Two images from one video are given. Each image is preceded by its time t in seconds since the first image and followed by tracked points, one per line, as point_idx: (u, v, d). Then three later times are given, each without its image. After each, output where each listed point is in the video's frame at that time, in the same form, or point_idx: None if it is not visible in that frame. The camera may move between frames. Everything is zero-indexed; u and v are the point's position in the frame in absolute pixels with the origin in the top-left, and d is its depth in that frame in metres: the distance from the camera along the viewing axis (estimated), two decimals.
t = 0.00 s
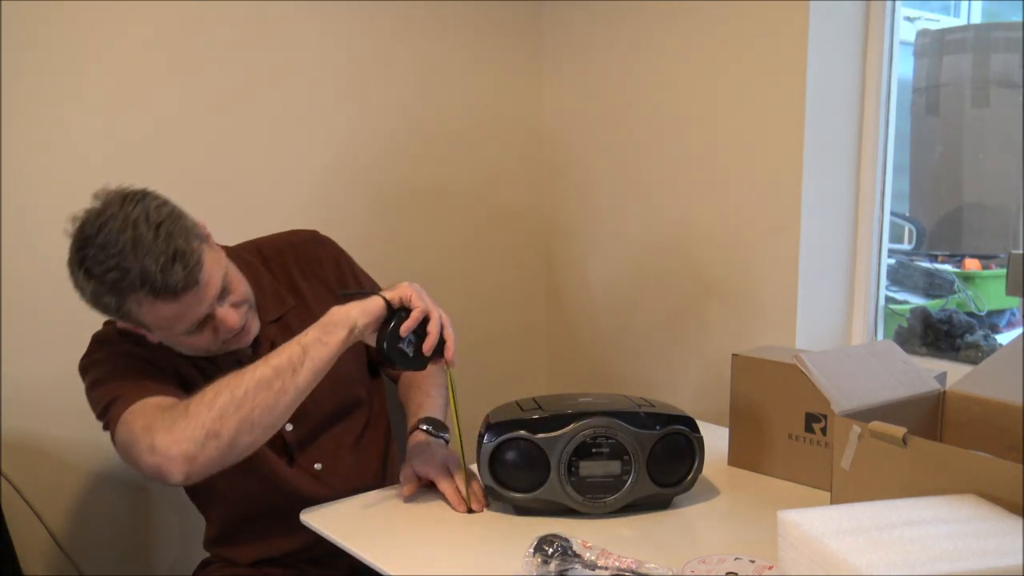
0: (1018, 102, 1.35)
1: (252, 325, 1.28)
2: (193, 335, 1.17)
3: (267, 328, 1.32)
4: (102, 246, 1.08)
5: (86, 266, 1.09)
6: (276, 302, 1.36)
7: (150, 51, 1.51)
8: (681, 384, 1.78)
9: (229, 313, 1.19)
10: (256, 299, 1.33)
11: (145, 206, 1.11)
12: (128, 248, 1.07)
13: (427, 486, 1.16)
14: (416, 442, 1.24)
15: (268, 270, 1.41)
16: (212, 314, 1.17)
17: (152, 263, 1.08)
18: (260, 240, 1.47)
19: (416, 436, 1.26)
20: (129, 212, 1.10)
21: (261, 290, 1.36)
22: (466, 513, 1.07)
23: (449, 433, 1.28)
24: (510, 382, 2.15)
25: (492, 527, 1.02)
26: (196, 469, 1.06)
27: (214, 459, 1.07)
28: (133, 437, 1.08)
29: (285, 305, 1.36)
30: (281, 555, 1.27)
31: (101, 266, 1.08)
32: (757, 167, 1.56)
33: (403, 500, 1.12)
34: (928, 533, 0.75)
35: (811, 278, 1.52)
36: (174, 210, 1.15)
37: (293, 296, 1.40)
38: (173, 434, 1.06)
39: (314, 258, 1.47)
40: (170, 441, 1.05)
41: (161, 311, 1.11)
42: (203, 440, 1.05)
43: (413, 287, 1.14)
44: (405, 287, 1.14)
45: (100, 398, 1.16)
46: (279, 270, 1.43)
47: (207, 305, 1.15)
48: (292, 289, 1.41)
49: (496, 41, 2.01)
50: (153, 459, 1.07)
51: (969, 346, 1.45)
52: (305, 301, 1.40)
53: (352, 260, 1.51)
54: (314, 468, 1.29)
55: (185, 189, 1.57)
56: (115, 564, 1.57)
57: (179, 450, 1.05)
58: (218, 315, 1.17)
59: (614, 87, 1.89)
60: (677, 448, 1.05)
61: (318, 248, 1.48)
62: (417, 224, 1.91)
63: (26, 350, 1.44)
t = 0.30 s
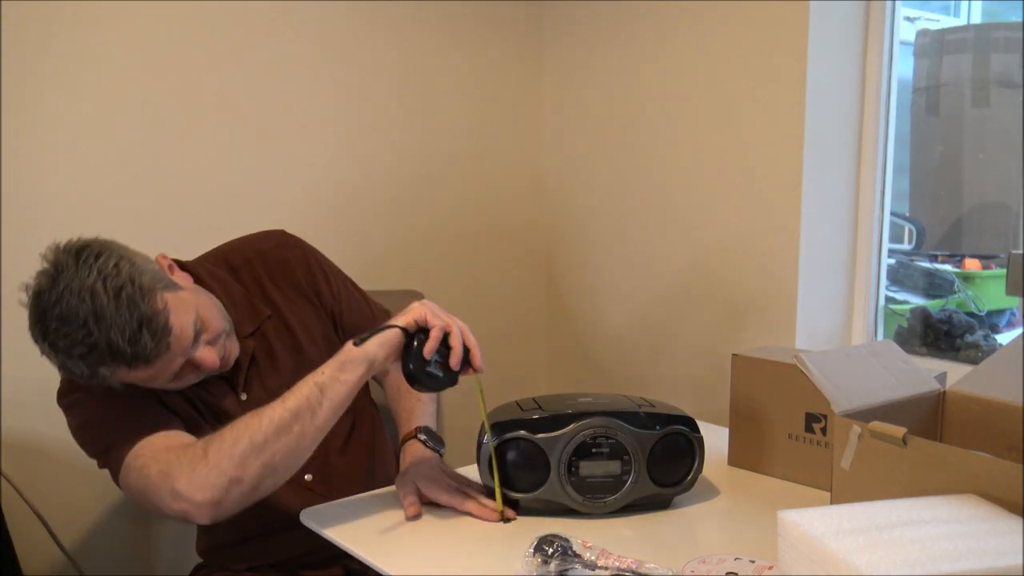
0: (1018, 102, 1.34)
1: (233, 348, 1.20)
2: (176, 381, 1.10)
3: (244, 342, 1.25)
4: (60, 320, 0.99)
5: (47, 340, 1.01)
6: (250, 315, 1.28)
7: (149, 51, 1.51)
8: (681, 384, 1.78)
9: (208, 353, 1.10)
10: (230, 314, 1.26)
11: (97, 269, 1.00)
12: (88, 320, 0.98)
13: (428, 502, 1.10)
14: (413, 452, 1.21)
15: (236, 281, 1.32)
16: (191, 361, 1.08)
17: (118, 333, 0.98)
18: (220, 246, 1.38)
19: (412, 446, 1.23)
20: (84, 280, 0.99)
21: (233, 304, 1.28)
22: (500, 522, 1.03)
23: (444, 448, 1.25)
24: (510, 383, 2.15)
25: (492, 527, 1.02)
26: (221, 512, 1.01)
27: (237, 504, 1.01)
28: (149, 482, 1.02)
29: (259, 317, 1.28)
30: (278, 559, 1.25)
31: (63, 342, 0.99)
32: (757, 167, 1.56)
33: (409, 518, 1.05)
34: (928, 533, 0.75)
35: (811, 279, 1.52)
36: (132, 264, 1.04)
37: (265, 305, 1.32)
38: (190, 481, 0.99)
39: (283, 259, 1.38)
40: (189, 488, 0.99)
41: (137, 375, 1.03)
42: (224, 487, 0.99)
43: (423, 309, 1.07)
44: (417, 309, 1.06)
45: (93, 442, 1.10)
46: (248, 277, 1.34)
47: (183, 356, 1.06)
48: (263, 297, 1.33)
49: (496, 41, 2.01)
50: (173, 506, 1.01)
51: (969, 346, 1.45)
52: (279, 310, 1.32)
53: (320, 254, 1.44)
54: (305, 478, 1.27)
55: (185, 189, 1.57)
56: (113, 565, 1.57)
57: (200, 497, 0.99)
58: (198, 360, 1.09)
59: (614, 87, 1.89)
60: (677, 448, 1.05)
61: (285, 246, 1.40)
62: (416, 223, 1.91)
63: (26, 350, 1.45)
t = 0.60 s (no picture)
0: (1018, 102, 1.32)
1: (228, 365, 1.19)
2: (174, 409, 1.09)
3: (240, 353, 1.24)
4: (49, 371, 0.98)
5: (35, 388, 1.00)
6: (242, 326, 1.27)
7: (149, 50, 1.51)
8: (680, 383, 1.78)
9: (202, 383, 1.09)
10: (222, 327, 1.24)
11: (79, 321, 0.97)
12: (78, 374, 0.97)
13: (428, 503, 1.10)
14: (412, 453, 1.21)
15: (226, 291, 1.29)
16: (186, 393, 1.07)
17: (109, 385, 0.97)
18: (205, 254, 1.34)
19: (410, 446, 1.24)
20: (70, 331, 0.97)
21: (224, 316, 1.26)
22: (504, 521, 1.04)
23: (441, 449, 1.25)
24: (509, 382, 2.15)
25: (492, 527, 1.02)
26: (250, 533, 1.02)
27: (264, 526, 1.02)
28: (172, 508, 1.01)
29: (253, 326, 1.27)
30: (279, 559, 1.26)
31: (53, 392, 0.98)
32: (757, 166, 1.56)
33: (410, 520, 1.04)
34: (928, 533, 0.75)
35: (812, 279, 1.52)
36: (118, 306, 1.00)
37: (257, 313, 1.29)
38: (220, 507, 0.99)
39: (271, 263, 1.35)
40: (218, 514, 0.99)
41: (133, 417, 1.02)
42: (257, 511, 0.99)
43: (445, 321, 1.04)
44: (438, 323, 1.03)
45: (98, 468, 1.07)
46: (238, 286, 1.31)
47: (177, 393, 1.05)
48: (254, 305, 1.30)
49: (495, 40, 2.01)
50: (200, 531, 1.01)
51: (969, 347, 1.45)
52: (272, 318, 1.30)
53: (306, 252, 1.40)
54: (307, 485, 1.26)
55: (185, 188, 1.57)
56: (114, 564, 1.57)
57: (232, 522, 0.99)
58: (192, 392, 1.08)
59: (613, 86, 1.89)
60: (677, 448, 1.05)
61: (273, 247, 1.37)
62: (416, 223, 1.91)
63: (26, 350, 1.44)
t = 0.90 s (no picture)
0: (1017, 102, 1.32)
1: (227, 379, 1.19)
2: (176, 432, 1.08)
3: (238, 364, 1.23)
4: (47, 409, 0.96)
5: (35, 426, 0.98)
6: (240, 337, 1.26)
7: (149, 50, 1.51)
8: (680, 384, 1.78)
9: (202, 404, 1.08)
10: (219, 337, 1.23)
11: (75, 358, 0.96)
12: (77, 412, 0.96)
13: (428, 503, 1.10)
14: (411, 453, 1.21)
15: (222, 300, 1.28)
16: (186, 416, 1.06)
17: (109, 421, 0.96)
18: (197, 263, 1.33)
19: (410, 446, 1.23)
20: (66, 369, 0.95)
21: (220, 326, 1.25)
22: (504, 521, 1.04)
23: (439, 450, 1.24)
24: (509, 382, 2.15)
25: (492, 527, 1.02)
26: (263, 558, 1.01)
27: (274, 550, 1.01)
28: (182, 537, 1.01)
29: (250, 336, 1.26)
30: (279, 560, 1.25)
31: (53, 429, 0.98)
32: (756, 166, 1.56)
33: (410, 520, 1.04)
34: (929, 533, 0.75)
35: (812, 280, 1.52)
36: (112, 339, 0.98)
37: (253, 322, 1.28)
38: (229, 536, 0.98)
39: (265, 268, 1.34)
40: (229, 543, 0.98)
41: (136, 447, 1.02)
42: (266, 537, 0.99)
43: (437, 330, 1.06)
44: (433, 333, 1.05)
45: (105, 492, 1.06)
46: (233, 294, 1.30)
47: (178, 418, 1.04)
48: (250, 314, 1.30)
49: (495, 40, 2.01)
50: (212, 559, 1.00)
51: (968, 346, 1.45)
52: (268, 326, 1.29)
53: (299, 253, 1.40)
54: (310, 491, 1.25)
55: (185, 188, 1.57)
56: (115, 564, 1.57)
57: (242, 550, 0.99)
58: (193, 414, 1.07)
59: (613, 86, 1.89)
60: (677, 448, 1.05)
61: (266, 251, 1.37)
62: (416, 223, 1.91)
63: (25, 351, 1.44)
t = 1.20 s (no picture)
0: (1017, 102, 1.33)
1: (222, 388, 1.17)
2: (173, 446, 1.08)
3: (233, 372, 1.22)
4: (38, 436, 0.96)
5: (28, 451, 0.99)
6: (232, 345, 1.24)
7: (150, 50, 1.51)
8: (680, 383, 1.78)
9: (197, 417, 1.07)
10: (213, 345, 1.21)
11: (62, 385, 0.95)
12: (67, 439, 0.96)
13: (427, 504, 1.10)
14: (410, 454, 1.21)
15: (215, 308, 1.27)
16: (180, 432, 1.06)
17: (100, 446, 0.96)
18: (187, 272, 1.32)
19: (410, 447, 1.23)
20: (53, 397, 0.95)
21: (213, 333, 1.23)
22: (503, 521, 1.04)
23: (439, 450, 1.21)
24: (509, 382, 2.15)
25: (492, 527, 1.02)
26: None
27: (275, 569, 1.02)
28: (182, 557, 1.00)
29: (244, 344, 1.25)
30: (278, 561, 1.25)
31: (46, 454, 0.98)
32: (756, 166, 1.56)
33: (410, 522, 1.04)
34: (929, 533, 0.75)
35: (812, 281, 1.52)
36: (99, 363, 0.97)
37: (246, 330, 1.28)
38: (231, 556, 0.98)
39: (255, 274, 1.34)
40: (229, 564, 0.98)
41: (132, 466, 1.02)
42: (267, 557, 0.99)
43: (426, 341, 1.07)
44: (421, 346, 1.06)
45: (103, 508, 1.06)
46: (225, 301, 1.29)
47: (172, 435, 1.04)
48: (244, 321, 1.29)
49: (495, 40, 2.01)
50: None
51: (968, 346, 1.45)
52: (261, 333, 1.28)
53: (289, 255, 1.39)
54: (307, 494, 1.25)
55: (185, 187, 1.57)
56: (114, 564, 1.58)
57: (242, 570, 0.98)
58: (189, 428, 1.07)
59: (613, 86, 1.89)
60: (677, 448, 1.05)
61: (257, 256, 1.36)
62: (416, 222, 1.91)
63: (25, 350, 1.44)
